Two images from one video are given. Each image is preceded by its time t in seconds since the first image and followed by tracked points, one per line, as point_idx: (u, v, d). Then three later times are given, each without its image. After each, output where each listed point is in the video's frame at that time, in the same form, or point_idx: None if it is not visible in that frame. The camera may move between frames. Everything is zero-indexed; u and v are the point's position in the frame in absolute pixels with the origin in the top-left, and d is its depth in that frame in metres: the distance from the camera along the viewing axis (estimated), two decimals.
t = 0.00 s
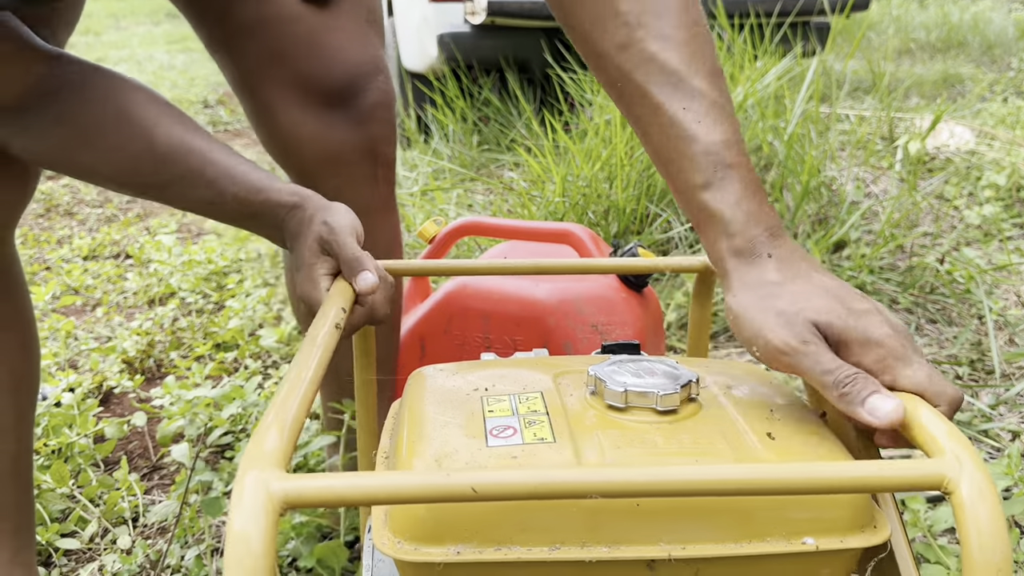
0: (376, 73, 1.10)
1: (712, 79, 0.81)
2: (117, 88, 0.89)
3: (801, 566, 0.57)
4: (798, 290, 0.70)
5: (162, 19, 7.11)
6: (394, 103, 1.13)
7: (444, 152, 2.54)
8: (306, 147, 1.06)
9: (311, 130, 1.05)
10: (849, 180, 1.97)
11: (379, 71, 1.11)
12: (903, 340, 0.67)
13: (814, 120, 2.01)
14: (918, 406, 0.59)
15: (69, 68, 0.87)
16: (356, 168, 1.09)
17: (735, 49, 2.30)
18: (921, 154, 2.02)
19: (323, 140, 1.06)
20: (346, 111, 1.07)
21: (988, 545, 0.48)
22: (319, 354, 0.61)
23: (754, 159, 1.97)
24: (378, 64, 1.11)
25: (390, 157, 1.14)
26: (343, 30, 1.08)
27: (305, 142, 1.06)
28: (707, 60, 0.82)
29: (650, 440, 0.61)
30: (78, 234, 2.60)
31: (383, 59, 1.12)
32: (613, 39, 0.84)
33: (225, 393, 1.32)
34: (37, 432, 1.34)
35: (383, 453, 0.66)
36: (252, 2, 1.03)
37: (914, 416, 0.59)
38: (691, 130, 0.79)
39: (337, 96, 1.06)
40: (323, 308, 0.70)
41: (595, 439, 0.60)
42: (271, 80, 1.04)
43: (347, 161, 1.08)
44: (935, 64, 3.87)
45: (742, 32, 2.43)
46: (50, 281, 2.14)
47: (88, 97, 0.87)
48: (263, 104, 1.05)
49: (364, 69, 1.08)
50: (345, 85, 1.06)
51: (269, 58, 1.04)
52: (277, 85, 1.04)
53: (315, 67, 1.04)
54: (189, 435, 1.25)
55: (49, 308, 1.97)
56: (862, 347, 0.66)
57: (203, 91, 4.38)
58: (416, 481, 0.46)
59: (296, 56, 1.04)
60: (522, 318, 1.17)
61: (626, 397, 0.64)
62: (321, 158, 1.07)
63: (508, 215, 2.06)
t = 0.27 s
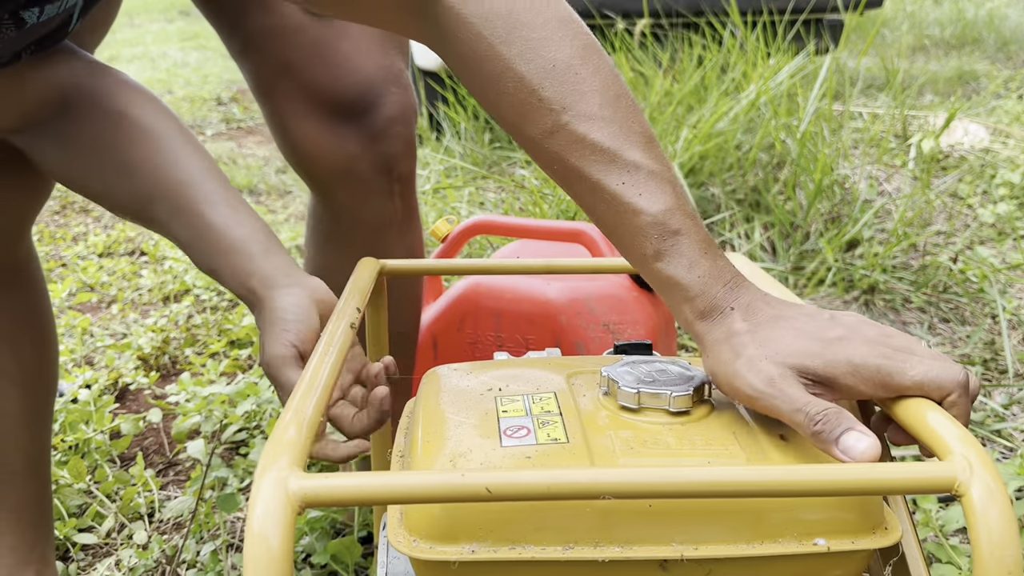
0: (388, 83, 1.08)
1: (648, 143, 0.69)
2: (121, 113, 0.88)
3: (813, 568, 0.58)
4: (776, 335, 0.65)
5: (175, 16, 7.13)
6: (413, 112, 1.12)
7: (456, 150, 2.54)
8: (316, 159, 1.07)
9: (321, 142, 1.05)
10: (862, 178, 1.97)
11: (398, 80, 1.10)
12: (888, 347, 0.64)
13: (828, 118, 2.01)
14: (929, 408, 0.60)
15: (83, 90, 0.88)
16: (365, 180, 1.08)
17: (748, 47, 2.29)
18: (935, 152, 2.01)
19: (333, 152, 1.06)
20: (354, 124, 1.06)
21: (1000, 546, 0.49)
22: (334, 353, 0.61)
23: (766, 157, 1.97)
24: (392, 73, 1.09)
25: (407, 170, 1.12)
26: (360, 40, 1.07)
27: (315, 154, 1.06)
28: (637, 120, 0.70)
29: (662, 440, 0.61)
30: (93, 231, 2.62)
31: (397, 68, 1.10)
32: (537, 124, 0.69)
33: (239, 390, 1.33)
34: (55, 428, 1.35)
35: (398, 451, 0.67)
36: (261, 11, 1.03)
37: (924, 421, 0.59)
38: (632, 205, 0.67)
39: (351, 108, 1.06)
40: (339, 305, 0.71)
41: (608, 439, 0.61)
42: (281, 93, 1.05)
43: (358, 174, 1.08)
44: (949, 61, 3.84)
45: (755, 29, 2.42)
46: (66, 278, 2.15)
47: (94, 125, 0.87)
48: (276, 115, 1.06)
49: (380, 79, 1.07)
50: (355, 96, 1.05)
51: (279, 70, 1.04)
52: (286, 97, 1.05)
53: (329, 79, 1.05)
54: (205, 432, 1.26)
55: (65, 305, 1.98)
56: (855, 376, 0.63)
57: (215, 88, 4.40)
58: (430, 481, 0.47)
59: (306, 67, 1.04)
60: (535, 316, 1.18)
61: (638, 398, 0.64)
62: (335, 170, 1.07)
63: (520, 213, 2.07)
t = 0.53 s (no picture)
0: (416, 87, 1.08)
1: (663, 145, 0.69)
2: (137, 126, 0.90)
3: (842, 564, 0.58)
4: (805, 338, 0.64)
5: (199, 18, 7.19)
6: (441, 116, 1.11)
7: (478, 151, 2.55)
8: (344, 163, 1.08)
9: (349, 147, 1.06)
10: (887, 179, 1.95)
11: (426, 82, 1.09)
12: (917, 347, 0.64)
13: (853, 118, 2.00)
14: (960, 407, 0.59)
15: (104, 101, 0.89)
16: (392, 184, 1.09)
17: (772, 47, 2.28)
18: (961, 152, 1.99)
19: (361, 156, 1.07)
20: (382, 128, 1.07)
21: None
22: (363, 348, 0.62)
23: (790, 158, 1.96)
24: (421, 78, 1.09)
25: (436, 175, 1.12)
26: (388, 44, 1.07)
27: (343, 158, 1.07)
28: (650, 120, 0.69)
29: (689, 436, 0.61)
30: (119, 229, 2.65)
31: (427, 72, 1.10)
32: (548, 131, 0.69)
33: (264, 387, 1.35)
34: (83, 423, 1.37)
35: (427, 445, 0.67)
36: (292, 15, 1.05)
37: (955, 419, 0.58)
38: (650, 210, 0.67)
39: (378, 111, 1.06)
40: (367, 302, 0.71)
41: (635, 434, 0.61)
42: (310, 97, 1.06)
43: (385, 178, 1.09)
44: (975, 61, 3.80)
45: (779, 29, 2.41)
46: (92, 276, 2.18)
47: (111, 138, 0.88)
48: (305, 117, 1.07)
49: (407, 82, 1.07)
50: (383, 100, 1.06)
51: (309, 74, 1.06)
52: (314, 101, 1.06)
53: (357, 83, 1.05)
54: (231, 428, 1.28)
55: (92, 303, 2.01)
56: (887, 381, 0.62)
57: (239, 89, 4.43)
58: (461, 472, 0.48)
59: (335, 70, 1.05)
60: (558, 315, 1.18)
61: (666, 393, 0.65)
62: (361, 174, 1.08)
63: (542, 213, 2.07)
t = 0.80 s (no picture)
0: (454, 91, 1.09)
1: (729, 140, 0.68)
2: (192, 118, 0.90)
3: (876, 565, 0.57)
4: (837, 337, 0.65)
5: (228, 23, 7.28)
6: (478, 119, 1.12)
7: (504, 154, 2.56)
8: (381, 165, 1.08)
9: (387, 149, 1.07)
10: (918, 183, 1.94)
11: (464, 86, 1.11)
12: (948, 351, 0.63)
13: (883, 122, 1.98)
14: (996, 411, 0.60)
15: (158, 95, 0.90)
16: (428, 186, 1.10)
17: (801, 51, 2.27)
18: (993, 157, 1.97)
19: (399, 158, 1.08)
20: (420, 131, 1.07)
21: None
22: (397, 347, 0.63)
23: (819, 162, 1.95)
24: (459, 82, 1.10)
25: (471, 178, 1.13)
26: (428, 48, 1.09)
27: (380, 161, 1.08)
28: (718, 116, 0.68)
29: (723, 437, 0.61)
30: (151, 232, 2.69)
31: (465, 77, 1.11)
32: (616, 128, 0.69)
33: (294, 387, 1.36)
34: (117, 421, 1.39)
35: (459, 442, 0.68)
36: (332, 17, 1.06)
37: (993, 423, 0.58)
38: (709, 210, 0.68)
39: (417, 114, 1.07)
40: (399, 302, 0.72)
41: (669, 434, 0.61)
42: (349, 99, 1.07)
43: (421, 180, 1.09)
44: (1008, 66, 3.75)
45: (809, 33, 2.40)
46: (125, 277, 2.21)
47: (166, 130, 0.89)
48: (343, 120, 1.09)
49: (446, 86, 1.08)
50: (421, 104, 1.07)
51: (348, 76, 1.07)
52: (353, 103, 1.07)
53: (395, 86, 1.06)
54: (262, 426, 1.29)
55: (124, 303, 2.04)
56: (907, 384, 0.62)
57: (268, 93, 4.48)
58: (496, 468, 0.48)
59: (373, 72, 1.06)
60: (586, 316, 1.18)
61: (699, 394, 0.65)
62: (399, 176, 1.09)
63: (569, 216, 2.07)
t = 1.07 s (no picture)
0: (505, 102, 1.10)
1: (812, 157, 0.72)
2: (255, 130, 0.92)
3: None
4: (899, 340, 0.68)
5: (263, 33, 7.38)
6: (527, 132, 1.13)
7: (537, 164, 2.57)
8: (430, 175, 1.10)
9: (436, 159, 1.09)
10: (956, 195, 1.92)
11: (515, 98, 1.13)
12: (1006, 360, 0.63)
13: (920, 133, 1.96)
14: None
15: (225, 110, 0.92)
16: (475, 196, 1.12)
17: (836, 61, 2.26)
18: None
19: (449, 168, 1.09)
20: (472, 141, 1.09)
21: None
22: (441, 355, 0.64)
23: (855, 172, 1.94)
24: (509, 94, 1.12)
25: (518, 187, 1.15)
26: (481, 60, 1.11)
27: (427, 170, 1.10)
28: (802, 134, 0.73)
29: (767, 449, 0.62)
30: (189, 238, 2.73)
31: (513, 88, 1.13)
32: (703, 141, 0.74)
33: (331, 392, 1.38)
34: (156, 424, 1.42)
35: (501, 450, 0.69)
36: (384, 29, 1.09)
37: None
38: (792, 224, 0.72)
39: (466, 125, 1.08)
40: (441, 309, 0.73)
41: (712, 446, 0.62)
42: (398, 110, 1.09)
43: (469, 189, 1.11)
44: None
45: (845, 42, 2.38)
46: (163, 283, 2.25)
47: (234, 139, 0.90)
48: (392, 132, 1.10)
49: (497, 97, 1.10)
50: (472, 115, 1.08)
51: (398, 87, 1.09)
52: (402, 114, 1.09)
53: (447, 97, 1.08)
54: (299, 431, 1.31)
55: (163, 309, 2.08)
56: (958, 381, 0.63)
57: (303, 102, 4.54)
58: (542, 477, 0.49)
59: (423, 82, 1.08)
60: (621, 326, 1.18)
61: (742, 406, 0.65)
62: (447, 185, 1.10)
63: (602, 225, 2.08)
